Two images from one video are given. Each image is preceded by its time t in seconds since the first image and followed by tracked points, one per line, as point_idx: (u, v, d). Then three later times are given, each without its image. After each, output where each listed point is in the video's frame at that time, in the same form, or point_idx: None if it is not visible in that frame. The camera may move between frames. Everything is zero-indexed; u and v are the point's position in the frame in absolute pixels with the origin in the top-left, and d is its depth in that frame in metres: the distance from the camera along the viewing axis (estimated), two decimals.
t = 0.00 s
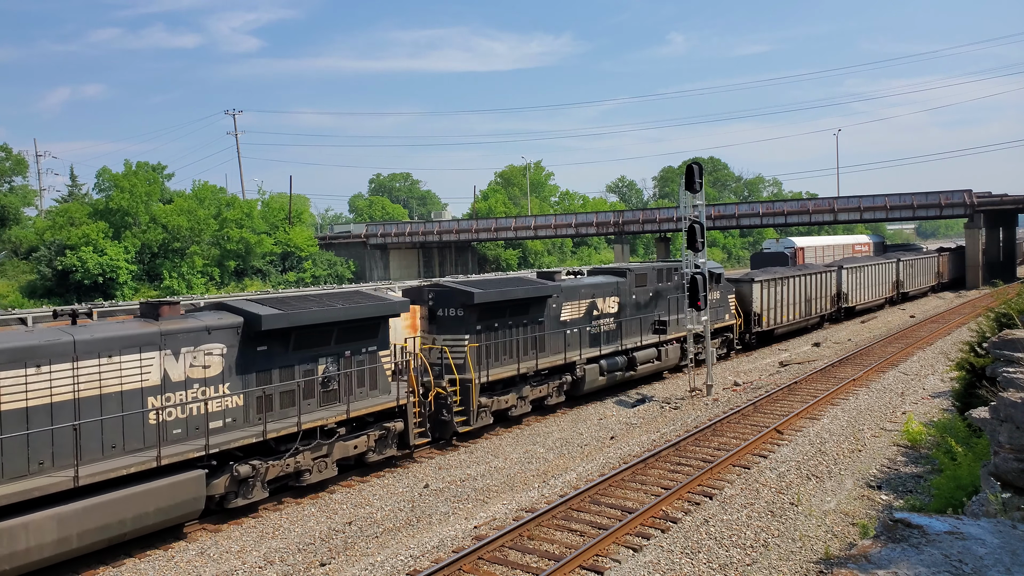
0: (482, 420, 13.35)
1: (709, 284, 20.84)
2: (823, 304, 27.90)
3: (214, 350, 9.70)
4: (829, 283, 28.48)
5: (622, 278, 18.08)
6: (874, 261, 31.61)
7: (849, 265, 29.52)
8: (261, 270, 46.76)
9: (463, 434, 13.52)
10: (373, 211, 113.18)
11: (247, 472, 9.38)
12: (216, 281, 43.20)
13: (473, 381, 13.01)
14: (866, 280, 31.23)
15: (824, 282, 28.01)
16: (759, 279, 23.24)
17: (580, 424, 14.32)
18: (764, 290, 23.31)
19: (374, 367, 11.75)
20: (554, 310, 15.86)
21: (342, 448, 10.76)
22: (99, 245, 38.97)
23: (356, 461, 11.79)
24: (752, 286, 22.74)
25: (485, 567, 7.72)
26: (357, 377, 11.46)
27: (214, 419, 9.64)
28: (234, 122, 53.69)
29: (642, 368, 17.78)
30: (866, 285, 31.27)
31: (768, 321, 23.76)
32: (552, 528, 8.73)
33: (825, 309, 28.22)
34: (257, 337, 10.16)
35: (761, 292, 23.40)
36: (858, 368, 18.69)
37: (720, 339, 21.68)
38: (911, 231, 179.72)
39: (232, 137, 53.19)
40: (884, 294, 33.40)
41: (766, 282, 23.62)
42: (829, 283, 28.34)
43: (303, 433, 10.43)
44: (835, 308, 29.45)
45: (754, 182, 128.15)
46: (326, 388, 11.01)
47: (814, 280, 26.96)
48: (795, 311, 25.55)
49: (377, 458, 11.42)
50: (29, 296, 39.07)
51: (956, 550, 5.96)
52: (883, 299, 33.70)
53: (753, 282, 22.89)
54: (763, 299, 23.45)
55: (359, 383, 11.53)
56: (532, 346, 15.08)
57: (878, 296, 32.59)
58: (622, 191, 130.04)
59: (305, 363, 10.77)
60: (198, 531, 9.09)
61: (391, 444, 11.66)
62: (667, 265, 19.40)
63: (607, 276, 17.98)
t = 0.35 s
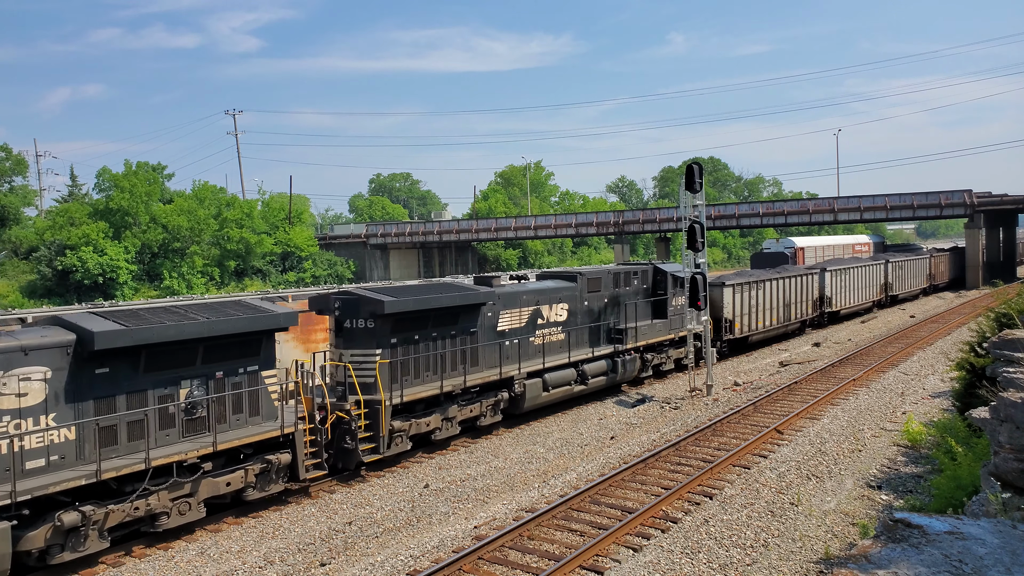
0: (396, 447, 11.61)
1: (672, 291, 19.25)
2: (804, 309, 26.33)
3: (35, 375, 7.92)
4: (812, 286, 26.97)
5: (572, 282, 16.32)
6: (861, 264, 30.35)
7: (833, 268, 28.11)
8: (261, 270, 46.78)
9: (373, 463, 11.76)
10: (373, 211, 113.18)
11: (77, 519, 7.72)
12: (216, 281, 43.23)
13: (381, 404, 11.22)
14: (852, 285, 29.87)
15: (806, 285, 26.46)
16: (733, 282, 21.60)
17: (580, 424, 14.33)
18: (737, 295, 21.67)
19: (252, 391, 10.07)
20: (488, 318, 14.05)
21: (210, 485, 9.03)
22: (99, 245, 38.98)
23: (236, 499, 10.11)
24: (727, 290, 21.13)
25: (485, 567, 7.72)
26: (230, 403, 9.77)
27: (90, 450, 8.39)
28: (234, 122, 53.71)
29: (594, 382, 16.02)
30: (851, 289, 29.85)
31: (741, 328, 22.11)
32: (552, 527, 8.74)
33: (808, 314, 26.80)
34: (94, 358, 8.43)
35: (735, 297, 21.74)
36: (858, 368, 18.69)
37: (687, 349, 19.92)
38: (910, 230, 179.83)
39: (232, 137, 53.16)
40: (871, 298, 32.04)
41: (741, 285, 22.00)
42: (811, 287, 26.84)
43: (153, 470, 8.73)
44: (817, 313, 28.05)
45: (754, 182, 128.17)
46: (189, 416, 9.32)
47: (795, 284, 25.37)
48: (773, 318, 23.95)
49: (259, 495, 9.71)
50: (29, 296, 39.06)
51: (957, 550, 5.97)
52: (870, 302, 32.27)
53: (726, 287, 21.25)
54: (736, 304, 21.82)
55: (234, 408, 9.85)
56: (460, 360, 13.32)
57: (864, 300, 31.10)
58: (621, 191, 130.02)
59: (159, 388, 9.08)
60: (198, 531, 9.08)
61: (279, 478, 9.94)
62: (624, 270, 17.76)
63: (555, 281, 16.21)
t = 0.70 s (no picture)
0: (288, 480, 9.93)
1: (632, 297, 17.87)
2: (783, 313, 24.96)
3: None
4: (791, 289, 25.62)
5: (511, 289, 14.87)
6: (846, 266, 29.20)
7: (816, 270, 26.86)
8: (260, 270, 46.79)
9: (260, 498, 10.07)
10: (373, 211, 113.13)
11: None
12: (216, 281, 43.21)
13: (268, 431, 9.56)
14: (835, 288, 28.63)
15: (784, 287, 25.11)
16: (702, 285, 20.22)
17: (581, 424, 14.32)
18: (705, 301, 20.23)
19: (95, 421, 8.51)
20: (406, 330, 12.43)
21: (32, 537, 7.40)
22: (99, 245, 38.95)
23: (77, 547, 8.40)
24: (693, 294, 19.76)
25: (485, 568, 7.72)
26: (65, 436, 8.22)
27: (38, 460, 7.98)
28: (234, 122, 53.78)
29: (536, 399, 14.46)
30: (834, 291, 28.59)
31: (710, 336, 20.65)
32: (552, 528, 8.73)
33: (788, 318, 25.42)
34: None
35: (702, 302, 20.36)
36: (858, 368, 18.69)
37: (649, 358, 18.52)
38: (910, 231, 179.98)
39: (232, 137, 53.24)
40: (855, 301, 30.80)
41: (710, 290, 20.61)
42: (790, 289, 25.52)
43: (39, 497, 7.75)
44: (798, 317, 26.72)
45: (754, 183, 128.38)
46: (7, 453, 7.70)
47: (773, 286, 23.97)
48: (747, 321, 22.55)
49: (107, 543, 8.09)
50: (29, 296, 39.05)
51: (956, 550, 5.96)
52: (853, 307, 30.94)
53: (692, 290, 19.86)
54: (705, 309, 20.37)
55: (73, 442, 8.29)
56: (373, 379, 11.65)
57: (847, 304, 29.78)
58: (622, 191, 130.08)
59: None
60: (198, 531, 9.08)
61: (132, 522, 8.31)
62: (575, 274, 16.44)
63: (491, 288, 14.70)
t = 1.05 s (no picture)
0: (129, 529, 8.31)
1: (581, 304, 16.20)
2: (759, 320, 23.41)
3: None
4: (769, 294, 24.09)
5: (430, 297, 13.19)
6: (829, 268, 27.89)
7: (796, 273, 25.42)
8: (261, 270, 46.80)
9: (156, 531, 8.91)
10: (373, 211, 113.17)
11: None
12: (216, 281, 43.22)
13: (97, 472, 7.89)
14: (818, 292, 27.25)
15: (760, 292, 23.56)
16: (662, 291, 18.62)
17: (581, 423, 14.32)
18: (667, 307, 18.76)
19: None
20: (296, 345, 10.74)
21: None
22: (99, 245, 38.96)
23: None
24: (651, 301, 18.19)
25: (485, 567, 7.72)
26: None
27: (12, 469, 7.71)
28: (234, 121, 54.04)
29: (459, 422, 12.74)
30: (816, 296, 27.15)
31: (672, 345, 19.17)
32: (552, 528, 8.73)
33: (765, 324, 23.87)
34: None
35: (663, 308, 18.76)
36: (858, 367, 18.70)
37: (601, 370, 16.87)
38: (911, 231, 180.07)
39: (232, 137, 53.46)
40: (840, 305, 29.45)
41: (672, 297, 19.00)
42: (768, 294, 24.01)
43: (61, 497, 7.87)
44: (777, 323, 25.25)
45: (754, 183, 128.42)
46: None
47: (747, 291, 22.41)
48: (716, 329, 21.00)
49: None
50: (29, 296, 39.07)
51: (957, 550, 5.97)
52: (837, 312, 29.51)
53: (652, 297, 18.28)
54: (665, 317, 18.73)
55: None
56: (245, 405, 9.97)
57: (831, 309, 28.28)
58: (622, 191, 130.12)
59: None
60: (198, 531, 9.08)
61: None
62: (513, 280, 14.78)
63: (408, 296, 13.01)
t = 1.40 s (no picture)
0: None
1: (521, 312, 14.60)
2: (731, 326, 21.83)
3: None
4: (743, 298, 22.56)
5: (332, 306, 11.45)
6: (809, 270, 26.43)
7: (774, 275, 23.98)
8: (261, 270, 46.81)
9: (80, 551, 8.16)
10: (373, 211, 113.17)
11: None
12: (216, 281, 43.25)
13: None
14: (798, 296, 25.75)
15: (734, 296, 22.00)
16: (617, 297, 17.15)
17: (580, 424, 14.32)
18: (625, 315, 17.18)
19: None
20: (150, 365, 8.95)
21: None
22: (99, 245, 38.97)
23: None
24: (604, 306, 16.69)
25: (485, 567, 7.72)
26: None
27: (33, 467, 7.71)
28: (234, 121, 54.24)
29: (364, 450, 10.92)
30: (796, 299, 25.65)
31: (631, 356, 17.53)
32: (551, 527, 8.74)
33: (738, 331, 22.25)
34: None
35: (620, 315, 17.20)
36: (858, 368, 18.69)
37: (544, 386, 15.13)
38: (910, 231, 180.25)
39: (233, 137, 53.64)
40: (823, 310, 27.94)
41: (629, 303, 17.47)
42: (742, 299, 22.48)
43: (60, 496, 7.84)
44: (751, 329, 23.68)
45: (754, 183, 128.49)
46: None
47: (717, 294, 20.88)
48: (680, 337, 19.44)
49: None
50: (29, 296, 39.11)
51: (957, 550, 5.96)
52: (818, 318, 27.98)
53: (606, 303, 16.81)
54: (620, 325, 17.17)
55: None
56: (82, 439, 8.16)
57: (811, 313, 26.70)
58: (622, 191, 130.16)
59: None
60: (198, 531, 9.07)
61: None
62: (437, 288, 13.11)
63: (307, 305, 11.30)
